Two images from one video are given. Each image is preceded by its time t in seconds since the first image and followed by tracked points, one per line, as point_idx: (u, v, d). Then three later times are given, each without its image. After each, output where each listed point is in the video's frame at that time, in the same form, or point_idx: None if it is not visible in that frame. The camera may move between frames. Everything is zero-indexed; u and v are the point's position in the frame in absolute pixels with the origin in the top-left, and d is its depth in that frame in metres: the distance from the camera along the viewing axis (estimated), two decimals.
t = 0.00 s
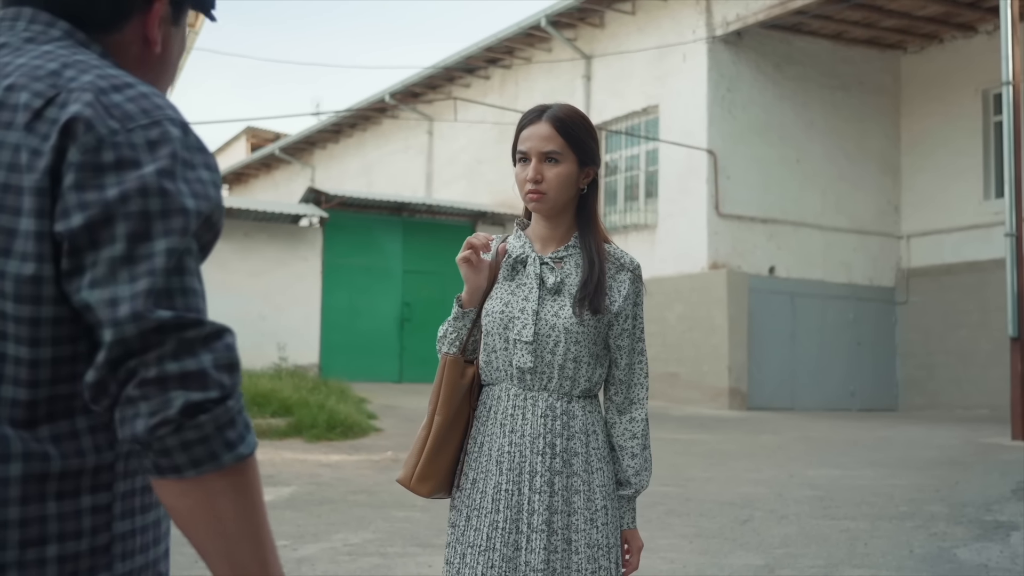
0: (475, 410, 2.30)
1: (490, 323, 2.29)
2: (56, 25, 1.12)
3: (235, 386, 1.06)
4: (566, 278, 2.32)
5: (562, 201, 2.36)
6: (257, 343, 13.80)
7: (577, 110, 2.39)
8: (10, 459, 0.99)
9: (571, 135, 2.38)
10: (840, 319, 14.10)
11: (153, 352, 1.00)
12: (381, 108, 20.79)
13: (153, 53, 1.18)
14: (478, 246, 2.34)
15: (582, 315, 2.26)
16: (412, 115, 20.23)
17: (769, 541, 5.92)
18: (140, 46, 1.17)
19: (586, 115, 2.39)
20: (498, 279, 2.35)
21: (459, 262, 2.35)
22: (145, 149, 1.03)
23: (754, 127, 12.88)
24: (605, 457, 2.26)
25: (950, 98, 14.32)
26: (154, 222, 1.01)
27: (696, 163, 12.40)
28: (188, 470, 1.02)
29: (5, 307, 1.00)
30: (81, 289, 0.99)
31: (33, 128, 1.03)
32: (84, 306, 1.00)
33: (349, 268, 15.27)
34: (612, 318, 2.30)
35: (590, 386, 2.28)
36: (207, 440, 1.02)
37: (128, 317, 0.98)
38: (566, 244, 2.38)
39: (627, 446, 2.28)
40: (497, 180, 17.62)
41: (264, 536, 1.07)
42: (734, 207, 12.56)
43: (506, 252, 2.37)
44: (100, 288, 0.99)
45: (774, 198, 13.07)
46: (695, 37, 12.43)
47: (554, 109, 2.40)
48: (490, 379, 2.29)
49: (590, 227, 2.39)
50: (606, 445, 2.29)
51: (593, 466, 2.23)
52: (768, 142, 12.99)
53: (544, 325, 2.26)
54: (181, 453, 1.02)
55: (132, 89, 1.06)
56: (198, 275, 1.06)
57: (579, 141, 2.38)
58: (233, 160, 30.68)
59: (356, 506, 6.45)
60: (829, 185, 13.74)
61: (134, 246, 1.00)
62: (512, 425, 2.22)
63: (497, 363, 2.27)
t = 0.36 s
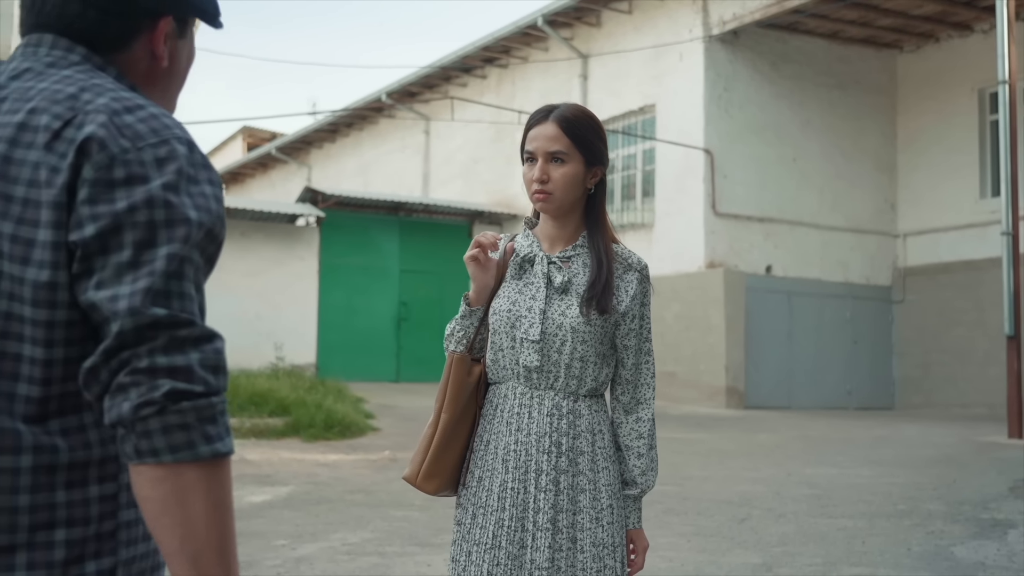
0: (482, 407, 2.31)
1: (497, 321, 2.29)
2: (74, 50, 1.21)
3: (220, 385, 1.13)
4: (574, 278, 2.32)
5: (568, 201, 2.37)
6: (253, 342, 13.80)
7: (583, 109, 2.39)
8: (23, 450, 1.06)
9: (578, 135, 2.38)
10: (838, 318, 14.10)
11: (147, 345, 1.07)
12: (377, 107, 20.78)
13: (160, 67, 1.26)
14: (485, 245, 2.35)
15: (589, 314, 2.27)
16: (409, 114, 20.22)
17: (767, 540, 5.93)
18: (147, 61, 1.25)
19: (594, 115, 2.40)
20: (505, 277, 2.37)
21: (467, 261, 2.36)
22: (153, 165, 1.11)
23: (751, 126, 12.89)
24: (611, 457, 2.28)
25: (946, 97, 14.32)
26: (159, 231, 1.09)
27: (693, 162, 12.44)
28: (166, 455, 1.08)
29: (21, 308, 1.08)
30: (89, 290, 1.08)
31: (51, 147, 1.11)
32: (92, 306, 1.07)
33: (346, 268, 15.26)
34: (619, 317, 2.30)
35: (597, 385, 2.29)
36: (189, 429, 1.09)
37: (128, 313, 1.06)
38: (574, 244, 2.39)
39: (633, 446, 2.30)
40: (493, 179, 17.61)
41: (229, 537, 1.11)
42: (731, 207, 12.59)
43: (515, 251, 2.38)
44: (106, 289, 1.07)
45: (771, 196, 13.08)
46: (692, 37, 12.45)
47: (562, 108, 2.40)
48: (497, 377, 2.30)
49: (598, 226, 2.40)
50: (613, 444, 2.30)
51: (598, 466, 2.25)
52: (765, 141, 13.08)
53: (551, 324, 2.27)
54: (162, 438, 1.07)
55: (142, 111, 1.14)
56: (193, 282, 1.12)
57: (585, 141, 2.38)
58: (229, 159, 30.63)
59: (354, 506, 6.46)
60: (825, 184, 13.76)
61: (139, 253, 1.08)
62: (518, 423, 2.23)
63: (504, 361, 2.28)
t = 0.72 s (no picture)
0: (487, 406, 2.33)
1: (503, 321, 2.31)
2: (98, 64, 1.31)
3: (243, 380, 1.21)
4: (579, 278, 2.34)
5: (573, 201, 2.38)
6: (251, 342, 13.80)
7: (589, 110, 2.40)
8: (44, 442, 1.15)
9: (582, 135, 2.39)
10: (835, 318, 14.12)
11: (174, 344, 1.16)
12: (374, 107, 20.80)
13: (179, 83, 1.36)
14: (491, 245, 2.37)
15: (595, 314, 2.28)
16: (406, 115, 20.25)
17: (765, 539, 5.94)
18: (167, 77, 1.35)
19: (599, 115, 2.41)
20: (511, 277, 2.38)
21: (473, 261, 2.39)
22: (173, 169, 1.20)
23: (749, 126, 12.92)
24: (616, 456, 2.29)
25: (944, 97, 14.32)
26: (181, 233, 1.17)
27: (691, 162, 12.48)
28: (197, 450, 1.17)
29: (46, 305, 1.17)
30: (115, 290, 1.16)
31: (76, 152, 1.20)
32: (117, 305, 1.16)
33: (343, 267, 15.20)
34: (624, 318, 2.32)
35: (601, 385, 2.31)
36: (217, 425, 1.18)
37: (154, 312, 1.15)
38: (579, 245, 2.40)
39: (638, 446, 2.31)
40: (490, 179, 17.63)
41: (260, 521, 1.21)
42: (728, 207, 12.62)
43: (520, 251, 2.39)
44: (131, 289, 1.16)
45: (768, 195, 13.10)
46: (689, 37, 12.49)
47: (567, 109, 2.41)
48: (502, 377, 2.32)
49: (603, 228, 2.41)
50: (617, 444, 2.31)
51: (603, 465, 2.26)
52: (762, 141, 13.10)
53: (556, 324, 2.28)
54: (193, 434, 1.16)
55: (163, 118, 1.24)
56: (214, 283, 1.21)
57: (590, 142, 2.39)
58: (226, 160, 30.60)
59: (353, 505, 6.46)
60: (823, 183, 13.77)
61: (161, 254, 1.17)
62: (523, 423, 2.25)
63: (509, 361, 2.30)
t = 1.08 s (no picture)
0: (492, 406, 2.35)
1: (508, 321, 2.33)
2: (112, 78, 1.37)
3: (253, 377, 1.27)
4: (583, 279, 2.36)
5: (577, 202, 2.39)
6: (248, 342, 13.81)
7: (594, 111, 2.42)
8: (67, 437, 1.21)
9: (586, 136, 2.41)
10: (832, 318, 14.14)
11: (184, 342, 1.22)
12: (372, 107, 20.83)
13: (191, 98, 1.41)
14: (496, 246, 2.37)
15: (599, 316, 2.30)
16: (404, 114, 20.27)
17: (764, 538, 5.95)
18: (179, 93, 1.41)
19: (602, 117, 2.42)
20: (516, 278, 2.40)
21: (478, 262, 2.39)
22: (182, 176, 1.26)
23: (746, 126, 12.95)
24: (620, 456, 2.31)
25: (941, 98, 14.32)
26: (189, 236, 1.24)
27: (688, 162, 12.52)
28: (206, 442, 1.22)
29: (62, 308, 1.23)
30: (127, 293, 1.22)
31: (89, 161, 1.26)
32: (130, 307, 1.22)
33: (341, 267, 15.19)
34: (629, 318, 2.34)
35: (606, 385, 2.32)
36: (226, 418, 1.23)
37: (165, 313, 1.21)
38: (584, 246, 2.42)
39: (642, 446, 2.32)
40: (488, 179, 17.64)
41: (270, 514, 1.26)
42: (725, 206, 12.66)
43: (525, 252, 2.40)
44: (143, 292, 1.22)
45: (765, 195, 13.12)
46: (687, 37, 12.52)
47: (571, 110, 2.43)
48: (507, 377, 2.33)
49: (608, 228, 2.42)
50: (622, 444, 2.33)
51: (608, 465, 2.28)
52: (760, 141, 13.13)
53: (561, 325, 2.30)
54: (202, 428, 1.22)
55: (172, 128, 1.30)
56: (223, 285, 1.27)
57: (593, 143, 2.41)
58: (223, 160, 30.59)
59: (351, 505, 6.45)
60: (820, 183, 13.80)
61: (172, 256, 1.23)
62: (528, 423, 2.26)
63: (514, 361, 2.31)
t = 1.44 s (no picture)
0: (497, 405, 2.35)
1: (511, 321, 2.33)
2: (142, 85, 1.44)
3: (270, 375, 1.35)
4: (587, 279, 2.36)
5: (580, 202, 2.39)
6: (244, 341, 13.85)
7: (599, 112, 2.42)
8: (104, 428, 1.29)
9: (589, 136, 2.40)
10: (828, 317, 14.14)
11: (203, 339, 1.29)
12: (368, 106, 20.84)
13: (219, 107, 1.49)
14: (501, 245, 2.38)
15: (602, 316, 2.30)
16: (400, 113, 20.29)
17: (760, 537, 5.95)
18: (208, 100, 1.48)
19: (607, 117, 2.42)
20: (520, 277, 2.40)
21: (482, 261, 2.40)
22: (207, 181, 1.33)
23: (742, 125, 12.97)
24: (623, 455, 2.32)
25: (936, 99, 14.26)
26: (211, 238, 1.31)
27: (684, 161, 12.57)
28: (223, 437, 1.29)
29: (94, 304, 1.29)
30: (152, 290, 1.29)
31: (119, 165, 1.33)
32: (155, 303, 1.29)
33: (337, 267, 15.29)
34: (633, 319, 2.35)
35: (610, 385, 2.33)
36: (242, 414, 1.30)
37: (186, 310, 1.27)
38: (587, 245, 2.42)
39: (647, 445, 2.34)
40: (484, 178, 17.67)
41: (285, 508, 1.33)
42: (721, 205, 12.70)
43: (529, 251, 2.41)
44: (166, 289, 1.28)
45: (761, 193, 13.14)
46: (683, 36, 12.58)
47: (574, 110, 2.42)
48: (511, 377, 2.34)
49: (611, 228, 2.42)
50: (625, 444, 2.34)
51: (610, 464, 2.29)
52: (756, 139, 13.14)
53: (565, 324, 2.30)
54: (219, 422, 1.29)
55: (200, 134, 1.37)
56: (244, 287, 1.34)
57: (597, 143, 2.40)
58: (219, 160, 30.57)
59: (347, 505, 6.44)
60: (817, 182, 13.79)
61: (195, 256, 1.30)
62: (532, 423, 2.27)
63: (519, 361, 2.32)
